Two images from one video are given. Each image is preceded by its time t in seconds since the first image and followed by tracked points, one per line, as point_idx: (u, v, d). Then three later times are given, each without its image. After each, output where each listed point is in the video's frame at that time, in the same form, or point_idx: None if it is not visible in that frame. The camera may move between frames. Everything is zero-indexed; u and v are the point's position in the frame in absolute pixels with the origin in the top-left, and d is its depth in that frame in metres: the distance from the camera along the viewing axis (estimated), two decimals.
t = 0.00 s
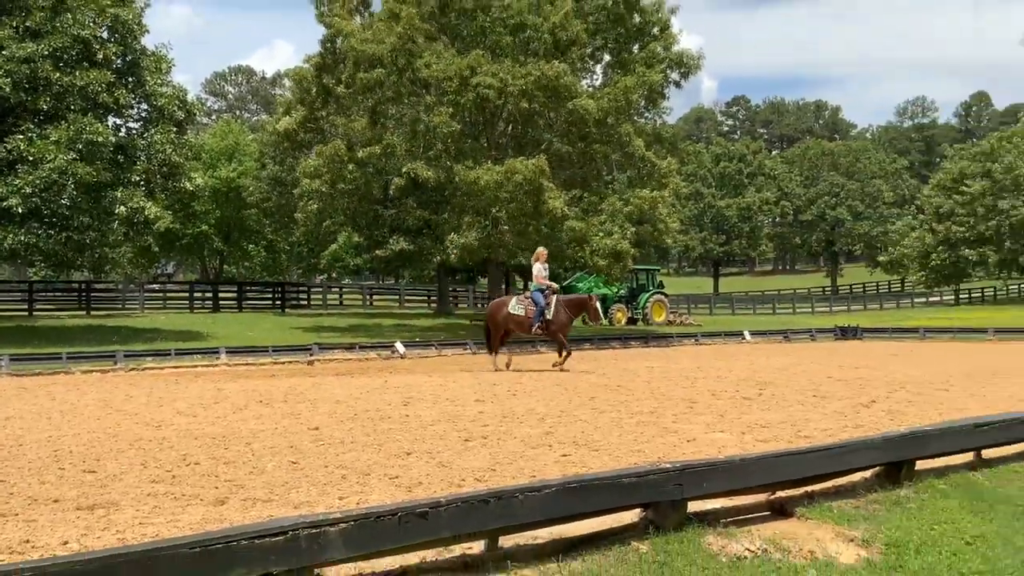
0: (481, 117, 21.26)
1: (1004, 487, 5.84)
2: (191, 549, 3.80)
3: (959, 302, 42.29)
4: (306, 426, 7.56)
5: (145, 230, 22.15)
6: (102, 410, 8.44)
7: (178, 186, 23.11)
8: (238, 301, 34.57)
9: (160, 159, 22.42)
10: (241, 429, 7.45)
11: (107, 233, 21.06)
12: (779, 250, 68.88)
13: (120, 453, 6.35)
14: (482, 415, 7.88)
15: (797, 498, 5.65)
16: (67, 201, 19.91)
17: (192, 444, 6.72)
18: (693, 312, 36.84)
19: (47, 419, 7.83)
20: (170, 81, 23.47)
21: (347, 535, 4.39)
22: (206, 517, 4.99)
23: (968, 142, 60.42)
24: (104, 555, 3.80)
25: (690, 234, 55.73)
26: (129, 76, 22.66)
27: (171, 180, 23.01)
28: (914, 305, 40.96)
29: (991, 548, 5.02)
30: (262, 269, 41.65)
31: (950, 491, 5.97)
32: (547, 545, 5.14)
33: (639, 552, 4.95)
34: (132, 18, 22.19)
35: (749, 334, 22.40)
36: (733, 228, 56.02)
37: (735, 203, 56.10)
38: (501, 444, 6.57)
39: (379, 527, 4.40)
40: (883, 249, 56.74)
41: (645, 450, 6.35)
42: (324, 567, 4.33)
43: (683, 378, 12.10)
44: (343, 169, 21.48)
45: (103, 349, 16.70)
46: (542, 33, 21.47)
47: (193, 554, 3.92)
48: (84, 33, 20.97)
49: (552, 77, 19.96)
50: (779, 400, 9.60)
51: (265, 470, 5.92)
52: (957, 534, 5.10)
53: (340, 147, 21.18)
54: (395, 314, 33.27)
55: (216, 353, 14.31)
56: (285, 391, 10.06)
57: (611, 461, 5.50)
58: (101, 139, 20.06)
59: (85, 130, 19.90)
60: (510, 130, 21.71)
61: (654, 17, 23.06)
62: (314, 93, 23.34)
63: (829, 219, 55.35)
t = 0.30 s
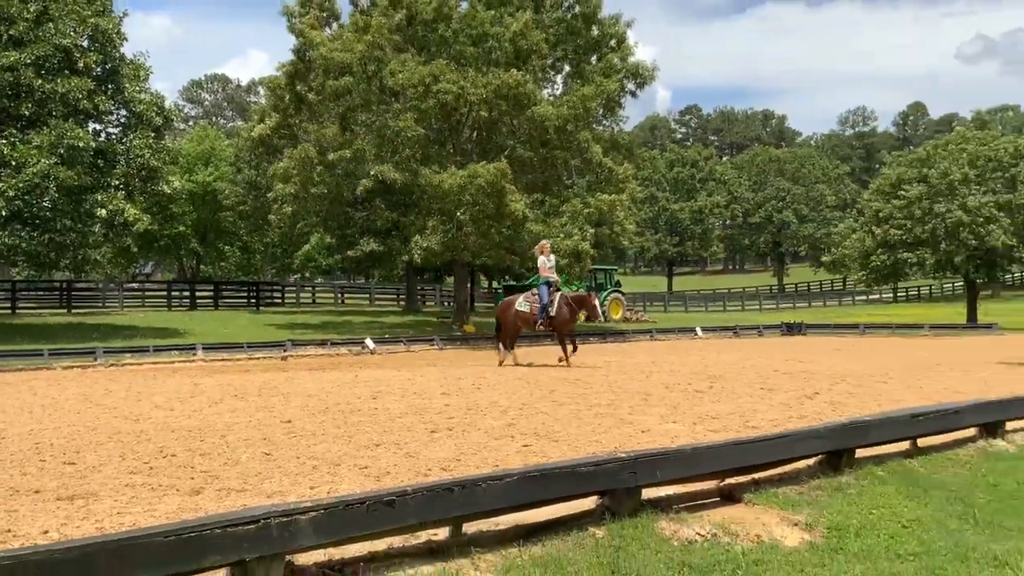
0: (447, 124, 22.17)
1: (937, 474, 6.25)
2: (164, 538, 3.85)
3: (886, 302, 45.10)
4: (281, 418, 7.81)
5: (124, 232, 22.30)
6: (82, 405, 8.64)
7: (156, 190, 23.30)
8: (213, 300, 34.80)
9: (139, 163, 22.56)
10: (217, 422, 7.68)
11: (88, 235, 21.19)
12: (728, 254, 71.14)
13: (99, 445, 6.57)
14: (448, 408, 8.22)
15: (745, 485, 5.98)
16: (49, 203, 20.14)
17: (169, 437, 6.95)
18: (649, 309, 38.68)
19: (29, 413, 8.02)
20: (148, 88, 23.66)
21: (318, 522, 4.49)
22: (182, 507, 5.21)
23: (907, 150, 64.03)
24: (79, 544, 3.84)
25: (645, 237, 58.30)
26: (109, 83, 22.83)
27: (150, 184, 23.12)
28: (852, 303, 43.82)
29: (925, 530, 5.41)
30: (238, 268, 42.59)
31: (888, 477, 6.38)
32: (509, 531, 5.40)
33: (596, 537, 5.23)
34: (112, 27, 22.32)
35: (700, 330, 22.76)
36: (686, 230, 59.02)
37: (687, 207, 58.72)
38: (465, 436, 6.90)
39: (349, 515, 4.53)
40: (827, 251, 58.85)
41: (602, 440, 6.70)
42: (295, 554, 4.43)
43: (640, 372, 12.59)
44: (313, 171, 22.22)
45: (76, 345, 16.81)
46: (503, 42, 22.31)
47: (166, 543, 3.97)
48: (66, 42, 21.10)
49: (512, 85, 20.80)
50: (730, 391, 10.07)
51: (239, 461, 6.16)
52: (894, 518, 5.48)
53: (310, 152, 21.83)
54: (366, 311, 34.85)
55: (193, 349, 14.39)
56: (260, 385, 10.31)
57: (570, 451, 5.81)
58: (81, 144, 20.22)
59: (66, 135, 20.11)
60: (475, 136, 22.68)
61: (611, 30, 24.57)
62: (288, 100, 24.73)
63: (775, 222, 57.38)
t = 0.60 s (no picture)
0: (419, 133, 23.04)
1: (874, 460, 6.74)
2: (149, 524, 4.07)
3: (833, 301, 47.21)
4: (263, 411, 8.16)
5: (112, 234, 22.75)
6: (72, 398, 8.93)
7: (144, 195, 23.61)
8: (197, 299, 35.08)
9: (127, 170, 22.82)
10: (201, 414, 8.01)
11: (79, 238, 21.45)
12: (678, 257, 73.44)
13: (89, 437, 6.89)
14: (421, 401, 8.66)
15: (696, 471, 6.40)
16: (43, 209, 20.28)
17: (155, 428, 7.26)
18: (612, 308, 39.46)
19: (21, 407, 8.30)
20: (136, 98, 24.04)
21: (295, 509, 4.74)
22: (167, 495, 5.52)
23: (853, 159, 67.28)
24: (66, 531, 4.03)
25: (606, 240, 59.65)
26: (97, 94, 23.23)
27: (137, 189, 23.44)
28: (795, 301, 46.54)
29: (863, 511, 5.86)
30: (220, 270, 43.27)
31: (829, 462, 6.86)
32: (477, 515, 5.75)
33: (558, 520, 5.59)
34: (102, 40, 22.62)
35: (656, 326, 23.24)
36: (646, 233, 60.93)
37: (645, 212, 60.37)
38: (436, 427, 7.32)
39: (325, 501, 4.80)
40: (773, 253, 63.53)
41: (564, 430, 7.13)
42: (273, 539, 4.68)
43: (600, 366, 13.20)
44: (290, 175, 23.26)
45: (55, 342, 17.01)
46: (470, 56, 23.09)
47: (149, 529, 4.19)
48: (58, 55, 21.49)
49: (478, 97, 21.51)
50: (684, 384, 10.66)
51: (222, 451, 6.48)
52: (835, 501, 5.92)
53: (289, 158, 23.07)
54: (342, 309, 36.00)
55: (177, 346, 14.79)
56: (242, 379, 10.67)
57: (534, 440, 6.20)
58: (74, 151, 20.61)
59: (57, 142, 20.47)
60: (445, 145, 23.51)
61: (573, 45, 25.79)
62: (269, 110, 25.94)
63: (726, 226, 63.03)
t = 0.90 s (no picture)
0: (394, 142, 23.51)
1: (828, 452, 7.10)
2: (132, 517, 4.27)
3: (790, 301, 49.14)
4: (245, 408, 8.39)
5: (98, 237, 22.76)
6: (58, 396, 9.11)
7: (128, 199, 23.76)
8: (181, 300, 35.11)
9: (112, 175, 22.78)
10: (184, 411, 8.22)
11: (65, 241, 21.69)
12: (644, 258, 74.67)
13: (74, 433, 7.09)
14: (397, 397, 8.94)
15: (659, 463, 6.72)
16: (29, 213, 20.79)
17: (138, 425, 7.47)
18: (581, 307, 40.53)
19: (8, 405, 8.47)
20: (121, 106, 24.29)
21: (274, 502, 4.97)
22: (150, 489, 5.73)
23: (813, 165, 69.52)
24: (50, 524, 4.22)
25: (575, 243, 61.07)
26: (84, 102, 23.41)
27: (122, 194, 23.57)
28: (755, 302, 47.89)
29: (817, 500, 6.19)
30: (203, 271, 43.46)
31: (784, 454, 7.22)
32: (450, 506, 6.01)
33: (527, 511, 5.86)
34: (89, 49, 22.81)
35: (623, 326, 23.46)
36: (610, 236, 63.85)
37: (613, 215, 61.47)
38: (411, 423, 7.60)
39: (303, 495, 5.02)
40: (734, 254, 66.15)
41: (534, 425, 7.43)
42: (253, 531, 4.89)
43: (570, 363, 13.63)
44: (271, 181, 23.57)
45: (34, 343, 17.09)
46: (445, 66, 23.69)
47: (131, 522, 4.39)
48: (45, 63, 21.67)
49: (450, 103, 22.05)
50: (648, 380, 11.05)
51: (204, 447, 6.71)
52: (791, 491, 6.24)
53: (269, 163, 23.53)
54: (320, 309, 36.42)
55: (161, 345, 15.02)
56: (224, 377, 10.90)
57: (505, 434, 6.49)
58: (63, 156, 21.07)
59: (47, 148, 20.70)
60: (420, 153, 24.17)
61: (544, 56, 26.23)
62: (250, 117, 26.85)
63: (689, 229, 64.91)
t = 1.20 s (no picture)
0: (372, 144, 23.58)
1: (799, 450, 7.20)
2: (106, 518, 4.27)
3: (763, 301, 49.74)
4: (222, 409, 8.39)
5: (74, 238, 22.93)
6: (34, 398, 9.04)
7: (103, 200, 23.75)
8: (157, 301, 34.86)
9: (87, 176, 22.70)
10: (160, 412, 8.20)
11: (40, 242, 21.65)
12: (618, 259, 75.08)
13: (49, 435, 7.06)
14: (374, 397, 8.98)
15: (634, 462, 6.79)
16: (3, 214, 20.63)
17: (113, 426, 7.43)
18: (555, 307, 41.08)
19: None
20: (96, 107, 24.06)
21: (249, 503, 4.97)
22: (124, 491, 5.71)
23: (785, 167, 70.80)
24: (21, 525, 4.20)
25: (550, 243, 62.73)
26: (58, 103, 23.26)
27: (97, 195, 23.51)
28: (728, 302, 48.48)
29: (789, 498, 6.27)
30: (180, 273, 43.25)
31: (756, 452, 7.32)
32: (425, 507, 6.04)
33: (502, 510, 5.89)
34: (64, 50, 22.86)
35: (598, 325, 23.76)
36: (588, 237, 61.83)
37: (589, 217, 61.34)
38: (387, 424, 7.63)
39: (278, 496, 5.03)
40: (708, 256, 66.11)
41: (510, 426, 7.48)
42: (228, 533, 4.90)
43: (544, 362, 13.73)
44: (251, 182, 23.53)
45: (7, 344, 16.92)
46: (422, 69, 23.72)
47: (105, 523, 4.38)
48: (20, 64, 21.73)
49: (429, 104, 22.15)
50: (622, 381, 11.17)
51: (180, 448, 6.70)
52: (763, 489, 6.32)
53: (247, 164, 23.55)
54: (299, 309, 36.53)
55: (138, 347, 14.92)
56: (201, 378, 10.86)
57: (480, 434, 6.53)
58: (40, 157, 21.10)
59: (24, 149, 20.86)
60: (397, 155, 24.18)
61: (519, 59, 26.66)
62: (226, 118, 26.95)
63: (664, 231, 63.76)
